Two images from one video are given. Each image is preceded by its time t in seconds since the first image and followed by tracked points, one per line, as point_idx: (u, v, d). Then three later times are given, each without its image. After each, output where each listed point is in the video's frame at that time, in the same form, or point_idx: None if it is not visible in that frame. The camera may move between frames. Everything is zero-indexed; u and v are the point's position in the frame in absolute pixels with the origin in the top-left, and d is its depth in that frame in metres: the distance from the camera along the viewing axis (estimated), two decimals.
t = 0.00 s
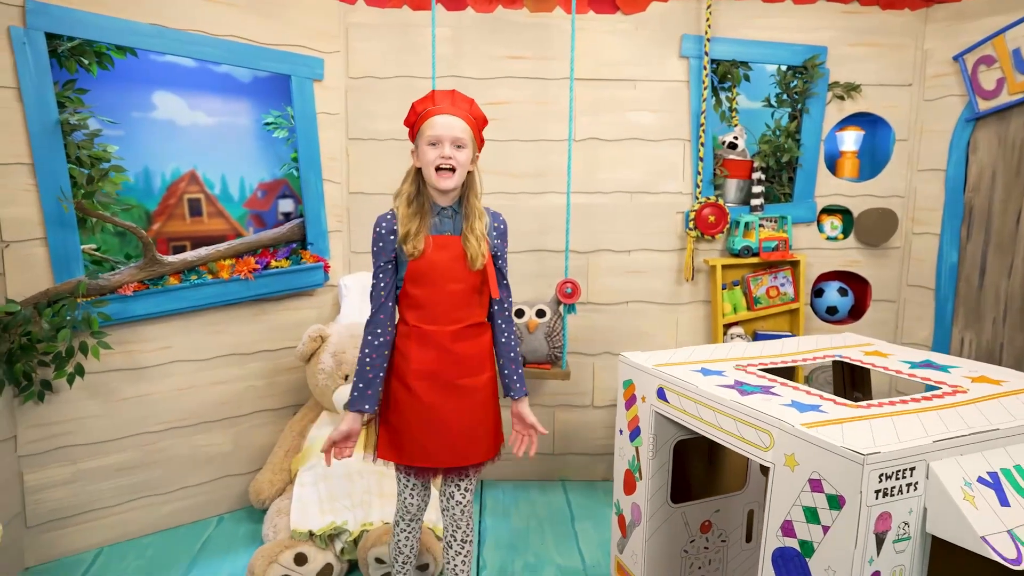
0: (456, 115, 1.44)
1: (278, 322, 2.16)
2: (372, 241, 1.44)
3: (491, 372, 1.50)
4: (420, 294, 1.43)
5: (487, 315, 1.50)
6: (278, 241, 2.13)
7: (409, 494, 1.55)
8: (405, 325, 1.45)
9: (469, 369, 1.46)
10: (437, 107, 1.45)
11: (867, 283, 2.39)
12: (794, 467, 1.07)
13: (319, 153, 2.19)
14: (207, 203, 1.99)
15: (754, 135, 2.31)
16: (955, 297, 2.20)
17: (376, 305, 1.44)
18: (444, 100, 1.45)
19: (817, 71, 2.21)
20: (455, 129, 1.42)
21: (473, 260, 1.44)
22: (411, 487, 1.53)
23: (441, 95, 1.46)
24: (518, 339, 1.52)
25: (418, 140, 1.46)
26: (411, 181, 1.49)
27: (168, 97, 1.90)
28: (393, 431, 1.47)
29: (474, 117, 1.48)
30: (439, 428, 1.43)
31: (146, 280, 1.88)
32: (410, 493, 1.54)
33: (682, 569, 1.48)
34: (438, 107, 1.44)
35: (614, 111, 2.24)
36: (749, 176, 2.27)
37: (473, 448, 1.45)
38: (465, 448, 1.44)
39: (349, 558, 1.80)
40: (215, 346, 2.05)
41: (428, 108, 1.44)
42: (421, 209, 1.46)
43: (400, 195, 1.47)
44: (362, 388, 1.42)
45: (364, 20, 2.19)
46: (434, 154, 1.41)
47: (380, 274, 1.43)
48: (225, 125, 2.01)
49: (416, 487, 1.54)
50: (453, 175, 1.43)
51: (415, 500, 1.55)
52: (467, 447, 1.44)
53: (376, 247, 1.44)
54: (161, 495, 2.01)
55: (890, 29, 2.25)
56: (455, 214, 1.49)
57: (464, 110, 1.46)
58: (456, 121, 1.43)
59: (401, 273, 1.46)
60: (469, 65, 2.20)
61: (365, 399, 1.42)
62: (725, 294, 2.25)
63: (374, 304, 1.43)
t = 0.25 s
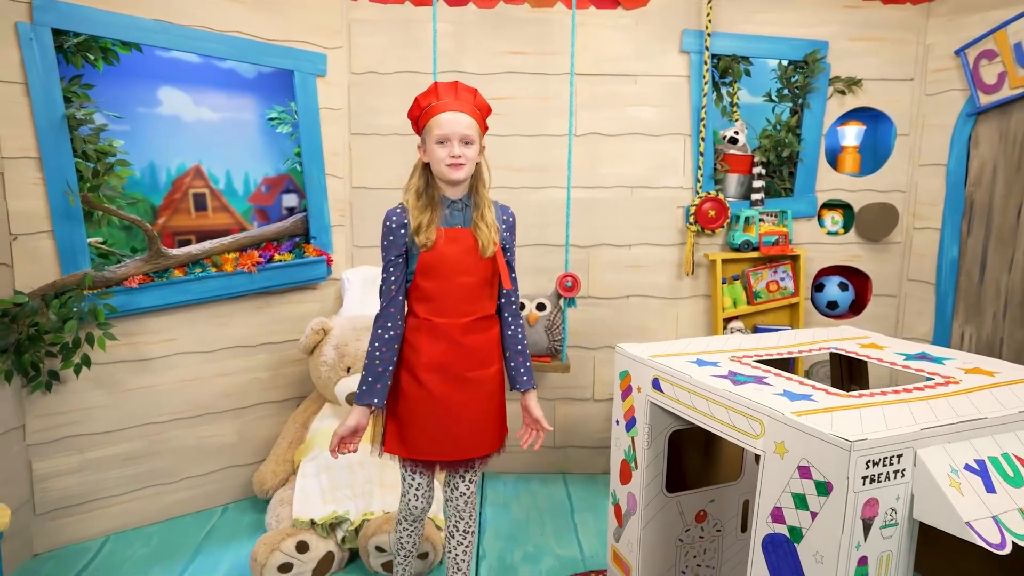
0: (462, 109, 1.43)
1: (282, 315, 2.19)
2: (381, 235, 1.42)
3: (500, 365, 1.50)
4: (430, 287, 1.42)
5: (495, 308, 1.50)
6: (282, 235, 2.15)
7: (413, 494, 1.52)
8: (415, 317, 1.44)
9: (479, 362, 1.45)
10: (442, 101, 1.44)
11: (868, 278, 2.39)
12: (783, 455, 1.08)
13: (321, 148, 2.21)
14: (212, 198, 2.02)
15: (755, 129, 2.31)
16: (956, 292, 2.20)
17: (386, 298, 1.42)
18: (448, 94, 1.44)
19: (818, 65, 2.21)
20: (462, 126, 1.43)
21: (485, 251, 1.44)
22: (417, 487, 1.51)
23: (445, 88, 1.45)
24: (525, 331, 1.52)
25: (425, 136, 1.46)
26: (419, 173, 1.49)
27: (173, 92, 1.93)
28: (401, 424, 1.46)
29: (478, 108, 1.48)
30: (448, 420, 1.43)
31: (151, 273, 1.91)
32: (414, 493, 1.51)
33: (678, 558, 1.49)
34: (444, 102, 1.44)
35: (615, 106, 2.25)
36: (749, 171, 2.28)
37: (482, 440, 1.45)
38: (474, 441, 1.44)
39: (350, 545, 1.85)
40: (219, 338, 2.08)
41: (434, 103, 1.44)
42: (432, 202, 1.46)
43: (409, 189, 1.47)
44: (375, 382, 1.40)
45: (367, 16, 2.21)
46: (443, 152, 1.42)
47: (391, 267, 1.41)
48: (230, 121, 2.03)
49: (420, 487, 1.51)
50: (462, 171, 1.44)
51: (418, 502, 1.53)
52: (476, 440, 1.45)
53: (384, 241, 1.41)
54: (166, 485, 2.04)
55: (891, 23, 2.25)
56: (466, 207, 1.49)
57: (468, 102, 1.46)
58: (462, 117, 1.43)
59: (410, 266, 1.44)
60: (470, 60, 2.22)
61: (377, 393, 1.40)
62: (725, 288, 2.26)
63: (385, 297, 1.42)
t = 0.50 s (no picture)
0: (469, 101, 1.40)
1: (283, 306, 2.21)
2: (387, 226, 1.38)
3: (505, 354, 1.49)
4: (439, 278, 1.40)
5: (500, 298, 1.50)
6: (284, 227, 2.18)
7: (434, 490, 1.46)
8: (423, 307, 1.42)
9: (483, 351, 1.46)
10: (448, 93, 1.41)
11: (865, 270, 2.40)
12: (771, 439, 1.10)
13: (323, 141, 2.23)
14: (215, 190, 2.04)
15: (752, 123, 2.31)
16: (953, 284, 2.22)
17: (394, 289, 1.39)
18: (455, 85, 1.41)
19: (816, 58, 2.23)
20: (469, 118, 1.39)
21: (493, 242, 1.44)
22: (440, 482, 1.46)
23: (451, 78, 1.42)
24: (530, 320, 1.52)
25: (431, 126, 1.42)
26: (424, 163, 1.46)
27: (177, 86, 1.96)
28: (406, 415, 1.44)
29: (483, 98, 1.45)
30: (456, 410, 1.42)
31: (155, 264, 1.94)
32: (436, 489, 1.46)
33: (672, 544, 1.51)
34: (451, 93, 1.40)
35: (614, 99, 2.26)
36: (747, 163, 2.28)
37: (486, 429, 1.46)
38: (479, 429, 1.45)
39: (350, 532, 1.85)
40: (222, 328, 2.11)
41: (440, 94, 1.40)
42: (439, 192, 1.43)
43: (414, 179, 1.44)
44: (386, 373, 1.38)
45: (368, 9, 2.23)
46: (450, 145, 1.39)
47: (400, 257, 1.38)
48: (233, 114, 2.06)
49: (443, 482, 1.47)
50: (468, 164, 1.42)
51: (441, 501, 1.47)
52: (481, 428, 1.45)
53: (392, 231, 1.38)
54: (170, 472, 2.08)
55: (889, 16, 2.26)
56: (472, 197, 1.46)
57: (475, 92, 1.42)
58: (469, 109, 1.40)
59: (417, 257, 1.41)
60: (470, 54, 2.24)
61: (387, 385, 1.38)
62: (722, 280, 2.28)
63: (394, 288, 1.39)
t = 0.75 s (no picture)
0: (491, 101, 1.34)
1: (286, 297, 2.25)
2: (400, 197, 1.32)
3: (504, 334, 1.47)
4: (447, 258, 1.37)
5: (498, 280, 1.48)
6: (287, 219, 2.21)
7: (448, 472, 1.40)
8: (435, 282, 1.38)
9: (483, 332, 1.44)
10: (472, 89, 1.33)
11: (863, 263, 2.42)
12: (758, 420, 1.13)
13: (325, 135, 2.26)
14: (219, 183, 2.08)
15: (750, 117, 2.34)
16: (949, 277, 2.23)
17: (410, 264, 1.34)
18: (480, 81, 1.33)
19: (812, 53, 2.25)
20: (490, 120, 1.34)
21: (499, 227, 1.42)
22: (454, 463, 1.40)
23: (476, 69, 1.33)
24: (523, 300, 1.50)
25: (447, 115, 1.36)
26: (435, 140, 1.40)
27: (183, 81, 2.00)
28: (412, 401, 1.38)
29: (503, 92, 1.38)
30: (462, 390, 1.40)
31: (160, 255, 1.98)
32: (451, 472, 1.40)
33: (665, 528, 1.54)
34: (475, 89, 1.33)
35: (613, 93, 2.29)
36: (745, 157, 2.31)
37: (487, 406, 1.45)
38: (483, 406, 1.45)
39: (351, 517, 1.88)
40: (226, 318, 2.14)
41: (463, 88, 1.33)
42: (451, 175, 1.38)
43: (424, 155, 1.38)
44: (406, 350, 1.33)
45: (370, 6, 2.26)
46: (465, 142, 1.35)
47: (416, 233, 1.33)
48: (237, 109, 2.10)
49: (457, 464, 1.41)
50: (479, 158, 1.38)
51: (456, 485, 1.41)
52: (482, 405, 1.44)
53: (406, 204, 1.32)
54: (175, 460, 2.11)
55: (886, 11, 2.27)
56: (478, 180, 1.43)
57: (498, 90, 1.35)
58: (490, 109, 1.34)
59: (426, 233, 1.36)
60: (471, 49, 2.27)
61: (409, 363, 1.33)
62: (720, 273, 2.30)
63: (411, 263, 1.34)
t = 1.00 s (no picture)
0: (532, 141, 1.18)
1: (291, 288, 2.29)
2: (413, 227, 1.21)
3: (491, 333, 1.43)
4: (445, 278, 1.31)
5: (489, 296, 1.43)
6: (292, 211, 2.24)
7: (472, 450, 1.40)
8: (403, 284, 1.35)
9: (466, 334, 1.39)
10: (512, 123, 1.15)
11: (862, 255, 2.43)
12: (744, 400, 1.15)
13: (330, 128, 2.30)
14: (227, 176, 2.12)
15: (750, 110, 2.35)
16: (948, 268, 2.24)
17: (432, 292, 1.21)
18: (526, 118, 1.17)
19: (811, 46, 2.27)
20: (526, 160, 1.18)
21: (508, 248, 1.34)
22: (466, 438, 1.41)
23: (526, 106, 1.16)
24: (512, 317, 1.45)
25: (481, 143, 1.18)
26: (455, 164, 1.24)
27: (192, 76, 2.04)
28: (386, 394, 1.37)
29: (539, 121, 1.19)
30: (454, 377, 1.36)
31: (168, 244, 2.03)
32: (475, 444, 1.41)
33: (660, 511, 1.56)
34: (519, 126, 1.17)
35: (613, 87, 2.31)
36: (744, 150, 2.33)
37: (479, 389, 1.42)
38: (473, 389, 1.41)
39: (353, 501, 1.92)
40: (233, 308, 2.18)
41: (509, 123, 1.15)
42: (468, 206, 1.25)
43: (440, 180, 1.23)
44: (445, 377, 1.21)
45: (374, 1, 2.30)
46: (494, 179, 1.19)
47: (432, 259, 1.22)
48: (243, 103, 2.14)
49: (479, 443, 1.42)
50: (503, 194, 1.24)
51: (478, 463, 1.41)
52: (474, 388, 1.41)
53: (422, 234, 1.20)
54: (182, 447, 2.16)
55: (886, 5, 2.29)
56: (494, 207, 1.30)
57: (536, 129, 1.20)
58: (529, 149, 1.18)
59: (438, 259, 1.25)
60: (473, 44, 2.30)
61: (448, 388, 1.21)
62: (719, 264, 2.32)
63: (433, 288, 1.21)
